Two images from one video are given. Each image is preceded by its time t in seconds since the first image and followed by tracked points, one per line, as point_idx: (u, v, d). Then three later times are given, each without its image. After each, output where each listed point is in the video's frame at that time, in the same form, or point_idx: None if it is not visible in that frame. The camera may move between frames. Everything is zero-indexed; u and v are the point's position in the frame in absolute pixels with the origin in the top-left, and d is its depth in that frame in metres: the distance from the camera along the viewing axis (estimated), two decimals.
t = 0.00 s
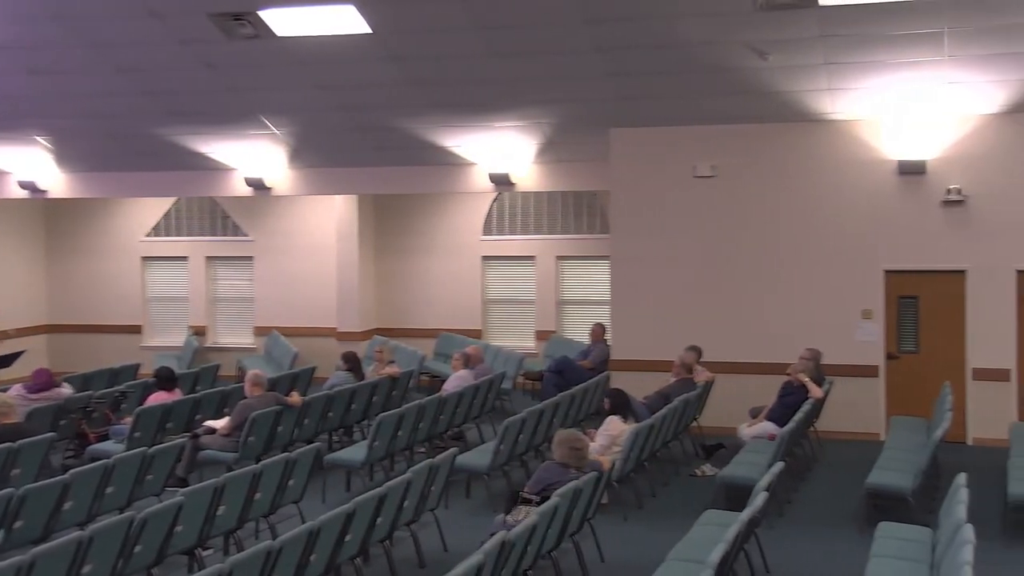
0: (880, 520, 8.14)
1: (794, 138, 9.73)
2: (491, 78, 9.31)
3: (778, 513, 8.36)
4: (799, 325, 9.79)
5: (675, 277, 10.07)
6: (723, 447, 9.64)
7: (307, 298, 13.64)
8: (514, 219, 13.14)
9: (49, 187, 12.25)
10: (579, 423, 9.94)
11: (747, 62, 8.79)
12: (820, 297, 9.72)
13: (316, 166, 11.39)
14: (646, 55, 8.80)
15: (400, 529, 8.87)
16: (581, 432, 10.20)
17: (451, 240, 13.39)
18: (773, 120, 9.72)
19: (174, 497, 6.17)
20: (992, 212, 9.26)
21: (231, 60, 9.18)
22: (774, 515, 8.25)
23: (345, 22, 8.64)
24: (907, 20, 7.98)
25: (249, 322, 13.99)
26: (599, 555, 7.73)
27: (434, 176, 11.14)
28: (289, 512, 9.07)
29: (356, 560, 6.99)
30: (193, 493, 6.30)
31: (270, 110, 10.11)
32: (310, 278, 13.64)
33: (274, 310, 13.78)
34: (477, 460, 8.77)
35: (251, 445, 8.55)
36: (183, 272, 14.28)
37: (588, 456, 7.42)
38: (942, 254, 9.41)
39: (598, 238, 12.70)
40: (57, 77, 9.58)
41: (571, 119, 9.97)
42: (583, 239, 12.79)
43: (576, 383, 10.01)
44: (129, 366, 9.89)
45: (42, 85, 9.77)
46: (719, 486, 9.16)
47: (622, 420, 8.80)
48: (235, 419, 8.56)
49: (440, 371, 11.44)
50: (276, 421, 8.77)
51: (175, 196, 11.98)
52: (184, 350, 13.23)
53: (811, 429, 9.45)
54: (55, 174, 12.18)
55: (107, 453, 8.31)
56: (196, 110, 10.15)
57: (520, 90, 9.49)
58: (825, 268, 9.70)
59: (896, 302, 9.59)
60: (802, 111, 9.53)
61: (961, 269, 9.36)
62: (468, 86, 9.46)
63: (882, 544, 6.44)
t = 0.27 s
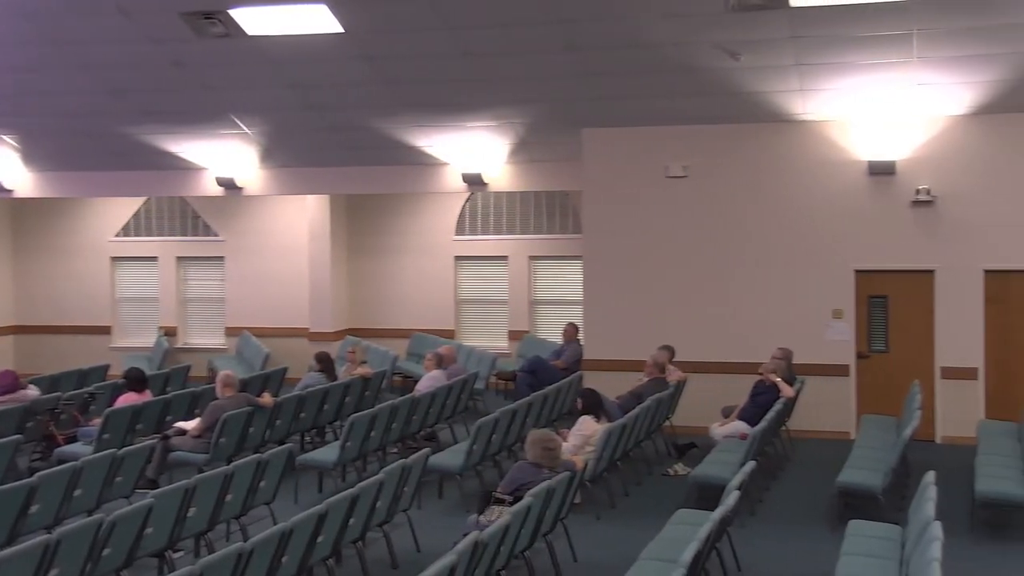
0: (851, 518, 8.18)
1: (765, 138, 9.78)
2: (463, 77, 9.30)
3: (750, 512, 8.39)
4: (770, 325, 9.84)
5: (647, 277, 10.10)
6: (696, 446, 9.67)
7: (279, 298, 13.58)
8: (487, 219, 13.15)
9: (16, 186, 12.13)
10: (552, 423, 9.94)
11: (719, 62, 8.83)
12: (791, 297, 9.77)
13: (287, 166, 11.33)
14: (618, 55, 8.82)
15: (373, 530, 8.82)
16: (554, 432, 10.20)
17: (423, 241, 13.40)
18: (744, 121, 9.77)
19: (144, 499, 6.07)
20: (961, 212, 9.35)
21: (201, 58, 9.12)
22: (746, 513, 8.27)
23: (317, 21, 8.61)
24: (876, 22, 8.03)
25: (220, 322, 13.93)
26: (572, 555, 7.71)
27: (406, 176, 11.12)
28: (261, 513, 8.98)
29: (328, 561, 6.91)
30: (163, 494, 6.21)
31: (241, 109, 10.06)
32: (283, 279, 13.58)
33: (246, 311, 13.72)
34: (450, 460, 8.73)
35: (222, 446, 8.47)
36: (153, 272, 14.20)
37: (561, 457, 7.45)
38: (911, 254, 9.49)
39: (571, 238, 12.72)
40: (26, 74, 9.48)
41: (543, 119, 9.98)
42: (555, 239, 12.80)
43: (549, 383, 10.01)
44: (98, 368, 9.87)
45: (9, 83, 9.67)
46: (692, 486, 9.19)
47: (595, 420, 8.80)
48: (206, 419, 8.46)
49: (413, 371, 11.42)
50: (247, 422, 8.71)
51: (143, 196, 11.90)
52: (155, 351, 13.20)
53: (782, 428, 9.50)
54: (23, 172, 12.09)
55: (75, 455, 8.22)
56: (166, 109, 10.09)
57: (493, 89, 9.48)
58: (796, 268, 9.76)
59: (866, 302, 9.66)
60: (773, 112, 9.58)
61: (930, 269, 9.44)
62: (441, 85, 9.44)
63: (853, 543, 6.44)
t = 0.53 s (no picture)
0: (827, 516, 8.21)
1: (742, 139, 9.82)
2: (441, 78, 9.29)
3: (727, 511, 8.41)
4: (747, 325, 9.87)
5: (625, 277, 10.12)
6: (673, 446, 9.69)
7: (255, 299, 13.58)
8: (464, 219, 13.25)
9: None
10: (529, 423, 9.94)
11: (697, 63, 8.85)
12: (767, 297, 9.82)
13: (263, 166, 11.30)
14: (597, 55, 8.83)
15: (349, 530, 8.77)
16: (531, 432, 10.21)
17: (401, 241, 13.47)
18: (721, 121, 9.81)
19: (119, 501, 5.98)
20: (935, 213, 9.41)
21: (178, 57, 9.07)
22: (723, 512, 8.27)
23: (294, 20, 8.58)
24: (852, 23, 8.08)
25: (196, 323, 13.90)
26: (550, 554, 7.69)
27: (383, 176, 11.11)
28: (236, 514, 8.90)
29: (305, 562, 6.83)
30: (137, 496, 6.12)
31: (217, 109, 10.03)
32: (259, 279, 13.58)
33: (222, 311, 13.70)
34: (428, 460, 8.69)
35: (198, 447, 8.40)
36: (129, 273, 14.13)
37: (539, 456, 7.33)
38: (886, 254, 9.55)
39: (548, 238, 12.83)
40: None
41: (521, 119, 9.99)
42: (531, 239, 12.93)
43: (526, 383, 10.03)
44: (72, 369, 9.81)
45: None
46: (669, 485, 9.21)
47: (572, 420, 8.80)
48: (182, 420, 8.40)
49: (390, 371, 11.43)
50: (224, 423, 8.66)
51: (116, 196, 11.82)
52: (131, 353, 13.16)
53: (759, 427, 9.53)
54: None
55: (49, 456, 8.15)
56: (141, 108, 10.04)
57: (471, 90, 9.48)
58: (772, 267, 9.80)
59: (842, 301, 9.72)
60: (750, 112, 9.62)
61: (905, 269, 9.51)
62: (418, 85, 9.43)
63: (829, 541, 6.46)
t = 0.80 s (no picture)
0: (794, 515, 8.25)
1: (710, 139, 9.85)
2: (409, 78, 9.29)
3: (695, 510, 8.43)
4: (715, 325, 9.91)
5: (593, 277, 10.14)
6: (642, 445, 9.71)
7: (223, 299, 13.53)
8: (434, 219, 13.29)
9: None
10: (498, 423, 9.94)
11: (665, 63, 8.87)
12: (736, 297, 9.86)
13: (231, 166, 11.26)
14: (565, 55, 8.84)
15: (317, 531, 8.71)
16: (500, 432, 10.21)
17: (370, 240, 13.49)
18: (689, 121, 9.84)
19: (82, 504, 5.88)
20: (901, 213, 9.48)
21: (144, 55, 9.01)
22: (691, 511, 8.29)
23: (260, 19, 8.56)
24: (819, 24, 8.12)
25: (163, 323, 13.83)
26: (518, 554, 7.66)
27: (351, 176, 11.08)
28: (203, 516, 8.82)
29: (272, 563, 6.75)
30: (101, 499, 6.02)
31: (184, 108, 9.98)
32: (227, 279, 13.53)
33: (190, 311, 13.63)
34: (396, 461, 8.65)
35: (164, 449, 8.31)
36: (94, 273, 14.04)
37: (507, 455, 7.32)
38: (854, 254, 9.61)
39: (517, 238, 12.87)
40: None
41: (489, 119, 10.00)
42: (501, 239, 12.98)
43: (495, 383, 10.03)
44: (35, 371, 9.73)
45: None
46: (637, 484, 9.22)
47: (541, 420, 8.77)
48: (147, 422, 8.31)
49: (360, 372, 11.42)
50: (190, 425, 8.57)
51: (80, 196, 11.75)
52: (95, 353, 13.00)
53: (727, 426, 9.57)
54: None
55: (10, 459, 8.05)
56: (107, 107, 9.98)
57: (440, 89, 9.47)
58: (740, 267, 9.84)
59: (810, 301, 9.78)
60: (718, 113, 9.66)
61: (872, 269, 9.57)
62: (387, 85, 9.42)
63: (794, 539, 6.48)
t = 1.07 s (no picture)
0: (755, 513, 8.29)
1: (671, 139, 9.89)
2: (370, 77, 9.25)
3: (656, 509, 8.45)
4: (676, 325, 9.96)
5: (554, 277, 10.16)
6: (603, 445, 9.73)
7: (182, 299, 13.43)
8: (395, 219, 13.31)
9: None
10: (460, 423, 9.92)
11: (626, 63, 8.90)
12: (696, 296, 9.90)
13: (189, 165, 11.17)
14: (527, 55, 8.85)
15: (278, 533, 8.62)
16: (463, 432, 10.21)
17: (331, 240, 13.49)
18: (650, 121, 9.88)
19: (36, 508, 5.75)
20: (859, 213, 9.58)
21: (101, 52, 8.91)
22: (652, 510, 8.30)
23: (219, 17, 8.49)
24: (778, 26, 8.19)
25: (120, 324, 13.71)
26: (481, 554, 7.64)
27: (311, 175, 11.03)
28: (161, 519, 8.69)
29: (232, 566, 6.65)
30: (55, 502, 5.89)
31: (141, 106, 9.89)
32: (186, 279, 13.44)
33: (147, 312, 13.52)
34: (357, 461, 8.58)
35: (121, 452, 8.18)
36: (49, 274, 13.87)
37: (468, 455, 7.26)
38: (813, 254, 9.68)
39: (478, 238, 12.92)
40: None
41: (450, 120, 9.99)
42: (462, 239, 13.02)
43: (457, 383, 10.03)
44: None
45: None
46: (599, 483, 9.24)
47: (503, 419, 8.75)
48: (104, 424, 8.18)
49: (320, 372, 11.39)
50: (148, 426, 8.43)
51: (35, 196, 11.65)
52: (49, 354, 12.80)
53: (688, 425, 9.62)
54: None
55: None
56: (62, 105, 9.87)
57: (402, 89, 9.44)
58: (701, 267, 9.89)
59: (770, 300, 9.85)
60: (679, 113, 9.70)
61: (831, 268, 9.66)
62: (347, 84, 9.38)
63: (755, 538, 6.51)
